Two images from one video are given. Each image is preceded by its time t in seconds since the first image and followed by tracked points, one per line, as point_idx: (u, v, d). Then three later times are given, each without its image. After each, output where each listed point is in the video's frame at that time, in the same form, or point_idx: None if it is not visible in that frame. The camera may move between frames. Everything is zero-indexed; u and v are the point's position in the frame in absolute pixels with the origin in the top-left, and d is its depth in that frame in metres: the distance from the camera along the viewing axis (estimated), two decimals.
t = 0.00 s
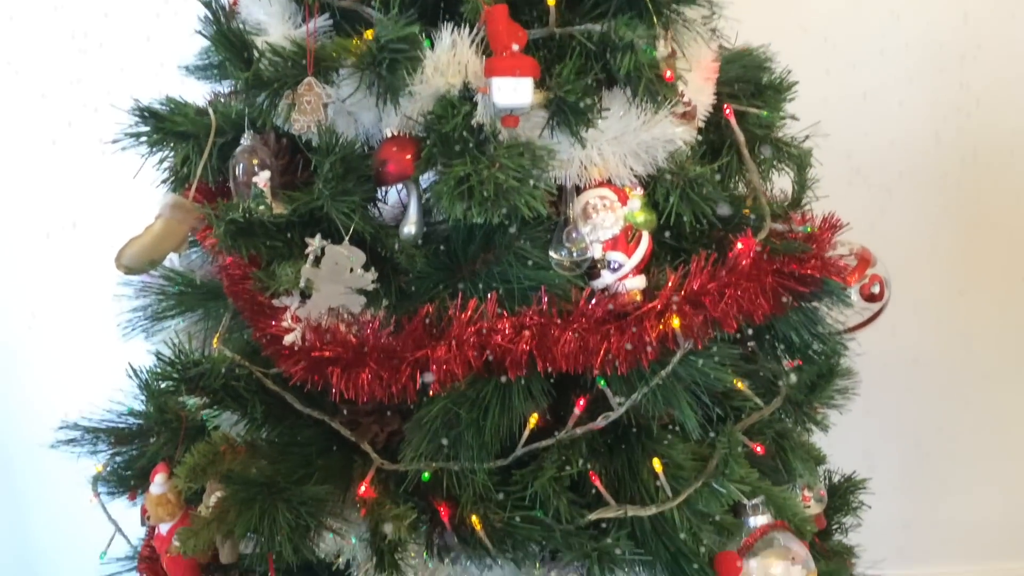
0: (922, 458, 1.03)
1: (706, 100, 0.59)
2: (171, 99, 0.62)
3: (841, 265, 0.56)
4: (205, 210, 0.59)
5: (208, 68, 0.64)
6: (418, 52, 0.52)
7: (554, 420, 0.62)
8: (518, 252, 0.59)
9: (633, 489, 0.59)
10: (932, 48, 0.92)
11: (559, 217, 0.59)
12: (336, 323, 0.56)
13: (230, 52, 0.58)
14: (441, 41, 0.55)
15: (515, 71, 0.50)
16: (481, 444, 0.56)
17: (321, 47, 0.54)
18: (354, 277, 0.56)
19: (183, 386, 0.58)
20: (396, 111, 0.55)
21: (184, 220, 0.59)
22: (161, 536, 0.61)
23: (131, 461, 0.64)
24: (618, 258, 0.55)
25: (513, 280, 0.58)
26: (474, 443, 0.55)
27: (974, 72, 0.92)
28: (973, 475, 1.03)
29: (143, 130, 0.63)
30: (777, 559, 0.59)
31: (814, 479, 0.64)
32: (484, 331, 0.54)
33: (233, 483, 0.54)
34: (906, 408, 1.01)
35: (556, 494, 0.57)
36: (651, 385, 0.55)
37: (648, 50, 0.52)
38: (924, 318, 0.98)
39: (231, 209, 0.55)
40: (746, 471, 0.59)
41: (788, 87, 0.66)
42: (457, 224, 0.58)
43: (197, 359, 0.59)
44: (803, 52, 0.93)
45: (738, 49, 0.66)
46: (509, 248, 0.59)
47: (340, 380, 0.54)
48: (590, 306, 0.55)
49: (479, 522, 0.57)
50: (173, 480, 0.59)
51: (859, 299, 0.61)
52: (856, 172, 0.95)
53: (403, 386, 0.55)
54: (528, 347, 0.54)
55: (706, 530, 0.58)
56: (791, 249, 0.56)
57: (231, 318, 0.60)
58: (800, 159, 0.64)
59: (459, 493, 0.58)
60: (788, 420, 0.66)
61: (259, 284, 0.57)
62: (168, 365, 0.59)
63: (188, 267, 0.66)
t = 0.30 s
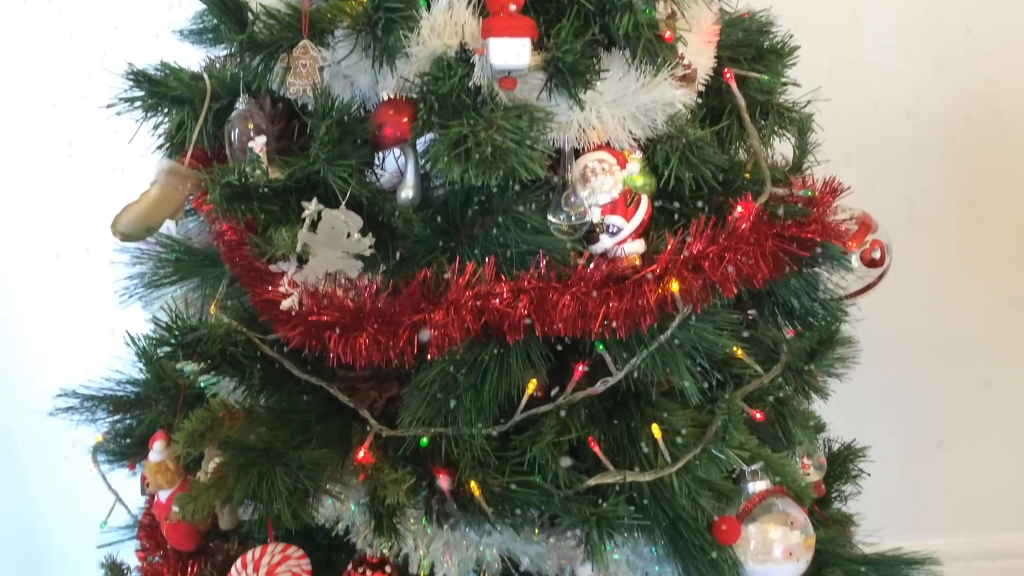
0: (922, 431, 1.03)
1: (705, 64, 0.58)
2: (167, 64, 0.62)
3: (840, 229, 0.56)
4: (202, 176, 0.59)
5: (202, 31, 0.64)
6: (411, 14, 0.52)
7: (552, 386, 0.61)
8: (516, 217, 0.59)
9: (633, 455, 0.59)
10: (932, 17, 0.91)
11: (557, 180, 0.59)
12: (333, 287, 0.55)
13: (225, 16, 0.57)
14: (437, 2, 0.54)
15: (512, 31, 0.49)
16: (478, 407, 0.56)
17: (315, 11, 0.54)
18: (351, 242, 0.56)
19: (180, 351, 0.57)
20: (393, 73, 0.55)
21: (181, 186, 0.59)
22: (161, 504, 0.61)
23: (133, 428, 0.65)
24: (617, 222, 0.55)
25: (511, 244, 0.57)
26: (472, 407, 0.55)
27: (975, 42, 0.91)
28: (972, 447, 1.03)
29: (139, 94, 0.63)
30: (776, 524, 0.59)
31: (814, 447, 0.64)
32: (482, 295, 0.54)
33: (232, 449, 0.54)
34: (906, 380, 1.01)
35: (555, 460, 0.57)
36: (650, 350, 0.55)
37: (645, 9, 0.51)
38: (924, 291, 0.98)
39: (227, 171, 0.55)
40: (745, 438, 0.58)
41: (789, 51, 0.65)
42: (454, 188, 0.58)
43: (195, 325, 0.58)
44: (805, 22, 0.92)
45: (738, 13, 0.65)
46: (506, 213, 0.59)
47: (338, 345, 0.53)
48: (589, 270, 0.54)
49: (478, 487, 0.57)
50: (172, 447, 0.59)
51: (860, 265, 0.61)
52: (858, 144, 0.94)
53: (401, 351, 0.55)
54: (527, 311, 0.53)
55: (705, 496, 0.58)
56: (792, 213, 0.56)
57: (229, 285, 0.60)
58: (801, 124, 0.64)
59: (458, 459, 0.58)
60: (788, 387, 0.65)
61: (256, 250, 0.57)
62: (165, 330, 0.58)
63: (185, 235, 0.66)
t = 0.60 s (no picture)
0: (922, 404, 1.04)
1: (711, 26, 0.58)
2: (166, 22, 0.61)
3: (844, 193, 0.56)
4: (204, 135, 0.58)
5: None
6: None
7: (553, 351, 0.62)
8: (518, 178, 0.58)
9: (633, 418, 0.59)
10: None
11: (559, 141, 0.59)
12: (334, 247, 0.55)
13: None
14: None
15: None
16: (479, 366, 0.56)
17: None
18: (352, 202, 0.55)
19: (181, 311, 0.57)
20: (395, 29, 0.54)
21: (183, 147, 0.58)
22: (162, 464, 0.61)
23: (134, 390, 0.65)
24: (619, 183, 0.54)
25: (514, 205, 0.58)
26: (473, 366, 0.55)
27: (986, 12, 0.90)
28: (972, 420, 1.04)
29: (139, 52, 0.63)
30: (775, 488, 0.59)
31: (813, 414, 0.65)
32: (483, 255, 0.53)
33: (233, 409, 0.54)
34: (906, 354, 1.01)
35: (555, 421, 0.57)
36: (651, 312, 0.55)
37: None
38: (927, 265, 0.98)
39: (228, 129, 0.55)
40: (746, 402, 0.58)
41: (795, 14, 0.64)
42: (456, 147, 0.58)
43: (195, 285, 0.58)
44: None
45: None
46: (508, 172, 0.58)
47: (339, 304, 0.53)
48: (591, 232, 0.54)
49: (479, 450, 0.57)
50: (173, 409, 0.60)
51: (864, 230, 0.60)
52: (862, 117, 0.94)
53: (402, 311, 0.55)
54: (529, 272, 0.53)
55: (705, 460, 0.58)
56: (795, 176, 0.56)
57: (230, 247, 0.60)
58: (806, 87, 0.63)
59: (458, 420, 0.59)
60: (789, 352, 0.66)
61: (257, 210, 0.56)
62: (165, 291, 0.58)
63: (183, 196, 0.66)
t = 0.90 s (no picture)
0: (921, 386, 1.04)
1: None
2: None
3: (846, 166, 0.55)
4: (200, 104, 0.57)
5: None
6: None
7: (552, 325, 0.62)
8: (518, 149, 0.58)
9: (630, 392, 0.59)
10: None
11: (559, 112, 0.58)
12: (331, 218, 0.54)
13: None
14: None
15: None
16: (476, 338, 0.56)
17: None
18: (350, 172, 0.55)
19: (178, 281, 0.55)
20: None
21: (178, 117, 0.57)
22: (159, 437, 0.61)
23: (131, 361, 0.65)
24: (618, 155, 0.54)
25: (512, 176, 0.57)
26: (471, 339, 0.55)
27: None
28: (968, 401, 1.05)
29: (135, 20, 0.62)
30: (771, 462, 0.58)
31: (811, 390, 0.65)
32: (480, 228, 0.53)
33: (230, 379, 0.54)
34: (906, 336, 1.02)
35: (552, 395, 0.57)
36: (649, 286, 0.55)
37: None
38: (929, 246, 0.98)
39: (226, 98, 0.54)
40: (744, 378, 0.59)
41: None
42: (453, 117, 0.58)
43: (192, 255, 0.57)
44: None
45: None
46: (507, 143, 0.58)
47: (336, 275, 0.52)
48: (589, 204, 0.53)
49: (476, 423, 0.57)
50: (170, 380, 0.60)
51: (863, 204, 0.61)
52: (867, 97, 0.93)
53: (399, 283, 0.54)
54: (527, 244, 0.53)
55: (702, 434, 0.58)
56: (797, 150, 0.56)
57: (227, 218, 0.60)
58: (807, 61, 0.63)
59: (455, 393, 0.58)
60: (787, 329, 0.66)
61: (254, 180, 0.56)
62: (160, 262, 0.56)
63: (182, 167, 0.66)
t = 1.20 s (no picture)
0: (909, 369, 1.05)
1: None
2: None
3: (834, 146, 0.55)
4: (189, 84, 0.57)
5: None
6: None
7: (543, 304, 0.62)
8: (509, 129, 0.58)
9: (621, 372, 0.60)
10: None
11: (550, 92, 0.58)
12: (320, 198, 0.54)
13: None
14: None
15: None
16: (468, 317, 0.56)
17: None
18: (341, 153, 0.54)
19: (168, 262, 0.56)
20: None
21: (167, 98, 0.56)
22: (150, 420, 0.61)
23: (122, 343, 0.65)
24: (609, 134, 0.54)
25: (503, 156, 0.57)
26: (462, 318, 0.55)
27: None
28: (956, 385, 1.06)
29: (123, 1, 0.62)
30: (761, 442, 0.59)
31: (800, 371, 0.66)
32: (472, 207, 0.53)
33: (220, 359, 0.54)
34: (895, 320, 1.03)
35: (544, 375, 0.58)
36: (639, 266, 0.55)
37: None
38: (918, 230, 0.99)
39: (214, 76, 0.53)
40: (733, 358, 0.58)
41: None
42: (444, 97, 0.58)
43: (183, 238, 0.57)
44: None
45: None
46: (498, 123, 0.58)
47: (327, 255, 0.53)
48: (580, 183, 0.53)
49: (468, 404, 0.57)
50: (161, 361, 0.59)
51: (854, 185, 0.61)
52: (859, 81, 0.94)
53: (390, 262, 0.54)
54: (518, 224, 0.52)
55: (693, 415, 0.58)
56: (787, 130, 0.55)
57: (216, 199, 0.60)
58: (798, 42, 0.63)
59: (447, 373, 0.58)
60: (777, 309, 0.66)
61: (244, 160, 0.56)
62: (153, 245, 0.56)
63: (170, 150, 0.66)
